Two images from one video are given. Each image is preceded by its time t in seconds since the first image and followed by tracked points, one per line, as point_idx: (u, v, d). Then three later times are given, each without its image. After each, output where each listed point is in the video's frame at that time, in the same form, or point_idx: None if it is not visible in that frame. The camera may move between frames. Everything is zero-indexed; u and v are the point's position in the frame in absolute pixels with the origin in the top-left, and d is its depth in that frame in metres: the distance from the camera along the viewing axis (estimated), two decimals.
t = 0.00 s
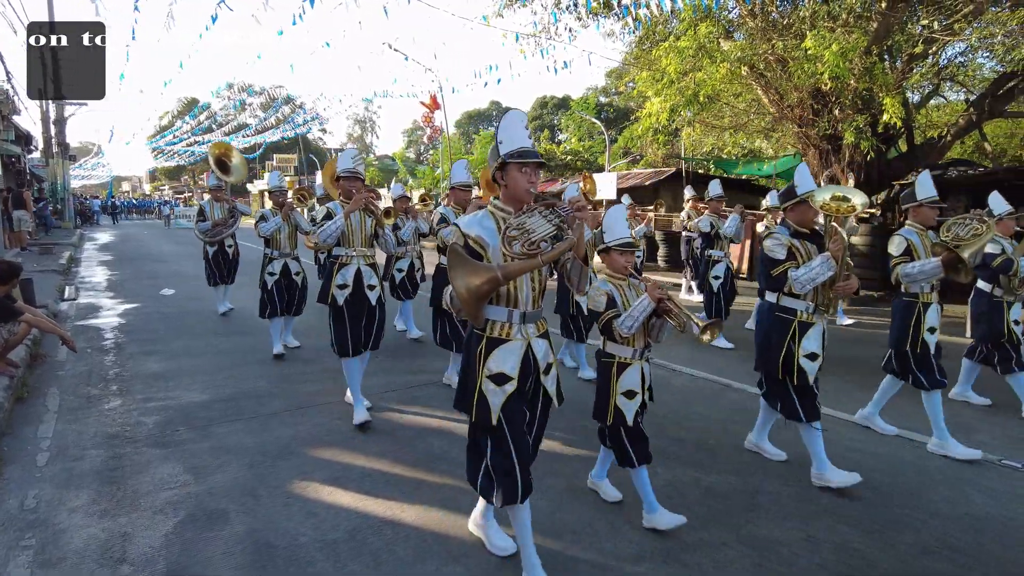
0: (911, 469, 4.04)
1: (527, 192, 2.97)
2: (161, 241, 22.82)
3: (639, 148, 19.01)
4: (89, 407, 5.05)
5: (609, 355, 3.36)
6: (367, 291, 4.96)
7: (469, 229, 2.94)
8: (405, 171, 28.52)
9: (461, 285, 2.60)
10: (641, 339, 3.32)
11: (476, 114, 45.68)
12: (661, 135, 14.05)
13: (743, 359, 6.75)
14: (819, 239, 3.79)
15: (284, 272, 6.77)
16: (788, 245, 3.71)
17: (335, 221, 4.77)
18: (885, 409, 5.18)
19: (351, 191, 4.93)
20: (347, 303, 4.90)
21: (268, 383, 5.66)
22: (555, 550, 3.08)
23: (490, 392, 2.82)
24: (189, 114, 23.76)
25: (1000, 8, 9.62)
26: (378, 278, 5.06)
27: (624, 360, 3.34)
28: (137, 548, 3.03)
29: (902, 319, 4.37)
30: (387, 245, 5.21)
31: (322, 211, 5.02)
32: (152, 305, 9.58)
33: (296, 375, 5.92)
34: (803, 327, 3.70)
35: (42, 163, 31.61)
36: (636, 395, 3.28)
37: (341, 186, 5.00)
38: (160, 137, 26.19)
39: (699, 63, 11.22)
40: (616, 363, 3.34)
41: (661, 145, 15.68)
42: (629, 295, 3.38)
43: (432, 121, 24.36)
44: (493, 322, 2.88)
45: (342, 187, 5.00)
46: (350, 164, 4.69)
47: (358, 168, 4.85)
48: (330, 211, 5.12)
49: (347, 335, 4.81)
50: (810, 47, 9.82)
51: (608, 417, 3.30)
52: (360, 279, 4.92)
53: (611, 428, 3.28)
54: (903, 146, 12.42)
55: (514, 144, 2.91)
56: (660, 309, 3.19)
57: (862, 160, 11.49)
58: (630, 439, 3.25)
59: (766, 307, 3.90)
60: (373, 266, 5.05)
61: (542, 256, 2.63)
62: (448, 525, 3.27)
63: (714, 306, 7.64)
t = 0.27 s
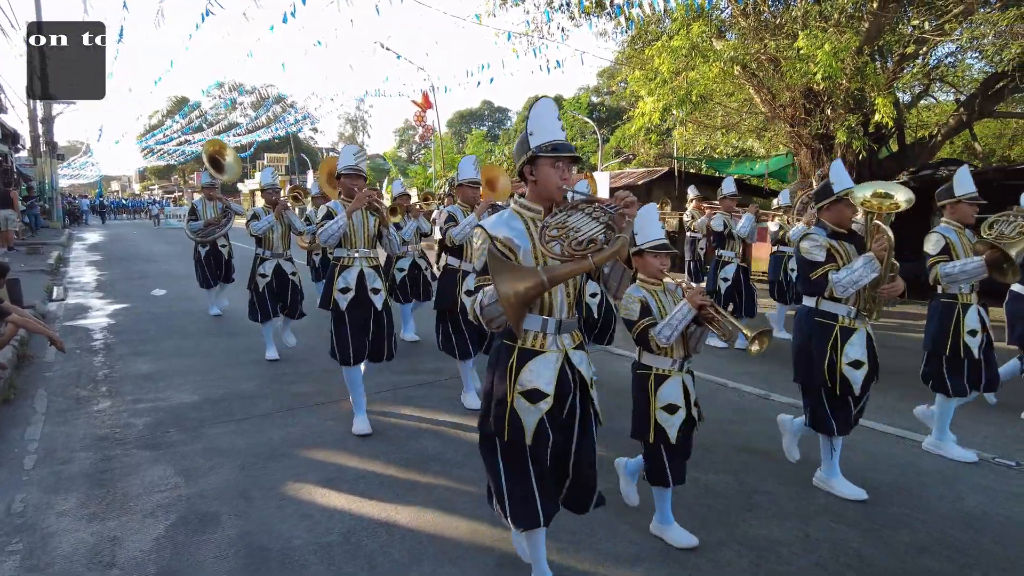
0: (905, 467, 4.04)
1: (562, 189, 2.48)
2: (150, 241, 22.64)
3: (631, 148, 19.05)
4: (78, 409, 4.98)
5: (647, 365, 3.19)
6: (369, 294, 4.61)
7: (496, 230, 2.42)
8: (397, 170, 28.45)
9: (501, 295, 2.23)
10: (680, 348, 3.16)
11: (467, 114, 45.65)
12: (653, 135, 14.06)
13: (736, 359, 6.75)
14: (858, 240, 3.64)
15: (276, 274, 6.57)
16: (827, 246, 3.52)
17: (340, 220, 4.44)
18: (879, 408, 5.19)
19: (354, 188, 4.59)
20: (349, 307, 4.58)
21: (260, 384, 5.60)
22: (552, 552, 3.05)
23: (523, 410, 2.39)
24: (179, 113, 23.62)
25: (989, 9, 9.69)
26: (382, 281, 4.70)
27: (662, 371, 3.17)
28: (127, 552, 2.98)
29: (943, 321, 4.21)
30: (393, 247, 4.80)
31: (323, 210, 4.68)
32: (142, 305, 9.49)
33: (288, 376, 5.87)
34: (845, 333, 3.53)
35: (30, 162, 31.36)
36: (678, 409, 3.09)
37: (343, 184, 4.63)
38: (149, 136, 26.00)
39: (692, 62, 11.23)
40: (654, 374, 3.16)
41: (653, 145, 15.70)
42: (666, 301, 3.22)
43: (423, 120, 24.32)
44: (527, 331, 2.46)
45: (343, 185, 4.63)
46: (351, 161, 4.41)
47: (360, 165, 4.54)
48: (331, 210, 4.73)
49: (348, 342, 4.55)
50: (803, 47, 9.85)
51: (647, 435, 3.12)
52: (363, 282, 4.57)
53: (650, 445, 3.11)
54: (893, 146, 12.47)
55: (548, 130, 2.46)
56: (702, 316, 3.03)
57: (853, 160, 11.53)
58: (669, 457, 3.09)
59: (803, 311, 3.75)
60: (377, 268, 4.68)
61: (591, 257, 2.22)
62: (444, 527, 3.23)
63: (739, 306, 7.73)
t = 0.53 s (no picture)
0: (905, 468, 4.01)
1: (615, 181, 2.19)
2: (140, 240, 22.41)
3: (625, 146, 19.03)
4: (64, 410, 4.87)
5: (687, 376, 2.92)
6: (377, 299, 4.30)
7: (540, 229, 2.16)
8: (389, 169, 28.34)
9: (561, 302, 1.88)
10: (727, 359, 2.85)
11: (460, 112, 45.58)
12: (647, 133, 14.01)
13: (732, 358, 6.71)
14: (909, 240, 3.43)
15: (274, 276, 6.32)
16: (878, 246, 3.32)
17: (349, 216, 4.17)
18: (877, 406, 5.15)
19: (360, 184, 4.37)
20: (355, 313, 4.28)
21: (251, 384, 5.51)
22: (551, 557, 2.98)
23: (562, 436, 2.10)
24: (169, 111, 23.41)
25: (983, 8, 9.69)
26: (390, 285, 4.39)
27: (704, 383, 2.87)
28: (113, 560, 2.88)
29: (991, 330, 4.11)
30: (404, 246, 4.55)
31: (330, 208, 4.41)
32: (131, 305, 9.36)
33: (280, 375, 5.77)
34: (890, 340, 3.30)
35: (17, 160, 31.03)
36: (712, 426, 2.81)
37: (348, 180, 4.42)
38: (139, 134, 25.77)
39: (687, 60, 11.17)
40: (695, 387, 2.88)
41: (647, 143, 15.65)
42: (714, 306, 2.94)
43: (416, 118, 24.21)
44: (567, 348, 2.18)
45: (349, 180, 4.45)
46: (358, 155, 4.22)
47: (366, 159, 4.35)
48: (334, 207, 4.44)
49: (348, 348, 4.33)
50: (798, 45, 9.81)
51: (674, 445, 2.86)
52: (370, 287, 4.26)
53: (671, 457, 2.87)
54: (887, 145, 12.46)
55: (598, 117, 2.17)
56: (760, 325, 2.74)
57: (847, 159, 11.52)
58: (682, 475, 2.86)
59: (846, 314, 3.50)
60: (384, 271, 4.37)
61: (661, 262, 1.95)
62: (441, 531, 3.16)
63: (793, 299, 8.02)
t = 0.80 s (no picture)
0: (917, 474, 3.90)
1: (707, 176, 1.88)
2: (132, 237, 22.21)
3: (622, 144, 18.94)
4: (50, 413, 4.72)
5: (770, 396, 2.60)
6: (398, 304, 3.98)
7: (617, 231, 1.87)
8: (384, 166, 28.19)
9: (653, 322, 1.53)
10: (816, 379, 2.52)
11: (455, 109, 45.41)
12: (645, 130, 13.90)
13: (735, 359, 6.61)
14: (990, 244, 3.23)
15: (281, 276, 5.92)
16: (960, 251, 3.12)
17: (369, 216, 3.86)
18: (886, 408, 5.04)
19: (377, 180, 4.01)
20: (376, 320, 3.95)
21: (244, 385, 5.36)
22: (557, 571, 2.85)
23: (662, 488, 1.76)
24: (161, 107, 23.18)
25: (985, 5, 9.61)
26: (412, 289, 4.07)
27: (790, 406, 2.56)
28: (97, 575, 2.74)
29: None
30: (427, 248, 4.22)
31: (345, 207, 4.03)
32: (122, 303, 9.20)
33: (273, 376, 5.64)
34: (976, 353, 3.08)
35: (8, 156, 30.72)
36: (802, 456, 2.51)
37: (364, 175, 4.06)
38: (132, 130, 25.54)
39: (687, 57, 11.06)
40: (779, 410, 2.57)
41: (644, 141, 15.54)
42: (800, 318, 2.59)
43: (411, 115, 24.06)
44: (655, 377, 1.85)
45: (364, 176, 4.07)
46: (375, 151, 3.85)
47: (384, 154, 3.97)
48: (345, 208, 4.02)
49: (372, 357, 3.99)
50: (798, 41, 9.71)
51: (761, 481, 2.59)
52: (391, 291, 3.94)
53: (760, 493, 2.60)
54: (887, 142, 12.38)
55: (690, 97, 1.86)
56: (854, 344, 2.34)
57: (848, 156, 11.41)
58: (768, 512, 2.59)
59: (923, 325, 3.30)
60: (406, 274, 4.05)
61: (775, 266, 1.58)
62: (441, 543, 3.03)
63: (875, 290, 8.65)
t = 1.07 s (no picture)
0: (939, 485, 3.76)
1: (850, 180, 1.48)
2: (129, 236, 22.04)
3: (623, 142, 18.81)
4: (38, 421, 4.56)
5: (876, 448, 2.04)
6: (420, 317, 3.48)
7: (732, 248, 1.48)
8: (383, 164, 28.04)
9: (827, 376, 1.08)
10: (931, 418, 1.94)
11: (454, 107, 45.25)
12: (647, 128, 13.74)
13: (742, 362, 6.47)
14: None
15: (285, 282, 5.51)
16: None
17: (390, 220, 3.34)
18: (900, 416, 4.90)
19: (399, 180, 3.49)
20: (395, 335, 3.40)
21: (239, 391, 5.20)
22: None
23: (786, 571, 1.39)
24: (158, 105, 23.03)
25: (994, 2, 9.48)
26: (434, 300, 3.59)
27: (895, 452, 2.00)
28: None
29: None
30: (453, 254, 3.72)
31: (363, 208, 3.51)
32: (117, 304, 9.04)
33: (270, 380, 5.49)
34: None
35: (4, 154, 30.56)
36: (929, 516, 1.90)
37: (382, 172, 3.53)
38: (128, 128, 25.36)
39: (690, 54, 10.90)
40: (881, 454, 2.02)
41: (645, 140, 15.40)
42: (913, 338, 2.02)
43: (410, 113, 23.92)
44: (779, 431, 1.46)
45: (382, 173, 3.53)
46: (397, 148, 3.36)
47: (408, 149, 3.45)
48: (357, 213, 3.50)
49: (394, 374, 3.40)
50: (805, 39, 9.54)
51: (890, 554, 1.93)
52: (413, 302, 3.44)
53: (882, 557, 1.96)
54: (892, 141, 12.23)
55: (831, 82, 1.46)
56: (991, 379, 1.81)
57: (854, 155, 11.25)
58: None
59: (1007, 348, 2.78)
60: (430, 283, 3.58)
61: (986, 307, 1.10)
62: (445, 562, 2.88)
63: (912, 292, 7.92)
